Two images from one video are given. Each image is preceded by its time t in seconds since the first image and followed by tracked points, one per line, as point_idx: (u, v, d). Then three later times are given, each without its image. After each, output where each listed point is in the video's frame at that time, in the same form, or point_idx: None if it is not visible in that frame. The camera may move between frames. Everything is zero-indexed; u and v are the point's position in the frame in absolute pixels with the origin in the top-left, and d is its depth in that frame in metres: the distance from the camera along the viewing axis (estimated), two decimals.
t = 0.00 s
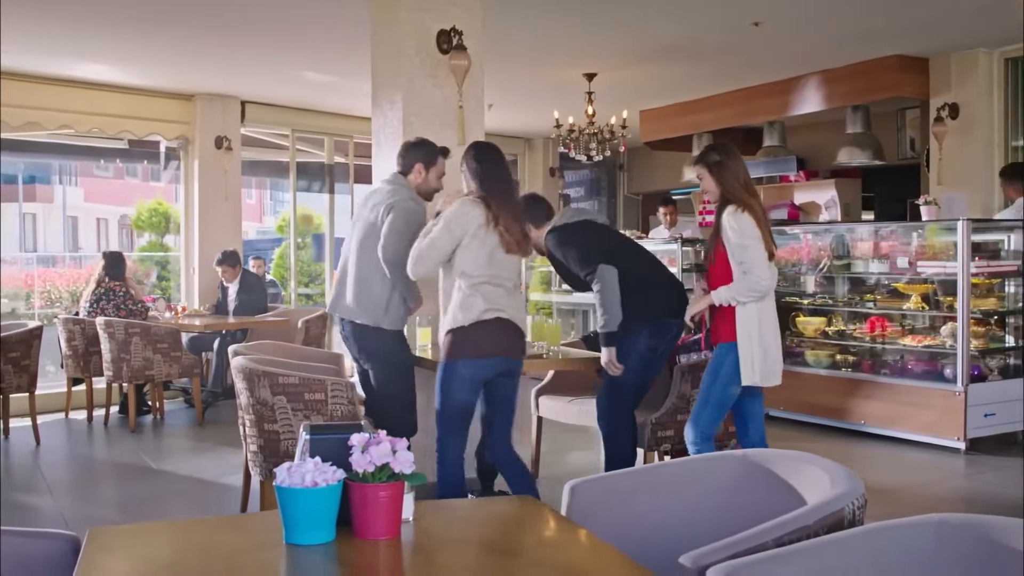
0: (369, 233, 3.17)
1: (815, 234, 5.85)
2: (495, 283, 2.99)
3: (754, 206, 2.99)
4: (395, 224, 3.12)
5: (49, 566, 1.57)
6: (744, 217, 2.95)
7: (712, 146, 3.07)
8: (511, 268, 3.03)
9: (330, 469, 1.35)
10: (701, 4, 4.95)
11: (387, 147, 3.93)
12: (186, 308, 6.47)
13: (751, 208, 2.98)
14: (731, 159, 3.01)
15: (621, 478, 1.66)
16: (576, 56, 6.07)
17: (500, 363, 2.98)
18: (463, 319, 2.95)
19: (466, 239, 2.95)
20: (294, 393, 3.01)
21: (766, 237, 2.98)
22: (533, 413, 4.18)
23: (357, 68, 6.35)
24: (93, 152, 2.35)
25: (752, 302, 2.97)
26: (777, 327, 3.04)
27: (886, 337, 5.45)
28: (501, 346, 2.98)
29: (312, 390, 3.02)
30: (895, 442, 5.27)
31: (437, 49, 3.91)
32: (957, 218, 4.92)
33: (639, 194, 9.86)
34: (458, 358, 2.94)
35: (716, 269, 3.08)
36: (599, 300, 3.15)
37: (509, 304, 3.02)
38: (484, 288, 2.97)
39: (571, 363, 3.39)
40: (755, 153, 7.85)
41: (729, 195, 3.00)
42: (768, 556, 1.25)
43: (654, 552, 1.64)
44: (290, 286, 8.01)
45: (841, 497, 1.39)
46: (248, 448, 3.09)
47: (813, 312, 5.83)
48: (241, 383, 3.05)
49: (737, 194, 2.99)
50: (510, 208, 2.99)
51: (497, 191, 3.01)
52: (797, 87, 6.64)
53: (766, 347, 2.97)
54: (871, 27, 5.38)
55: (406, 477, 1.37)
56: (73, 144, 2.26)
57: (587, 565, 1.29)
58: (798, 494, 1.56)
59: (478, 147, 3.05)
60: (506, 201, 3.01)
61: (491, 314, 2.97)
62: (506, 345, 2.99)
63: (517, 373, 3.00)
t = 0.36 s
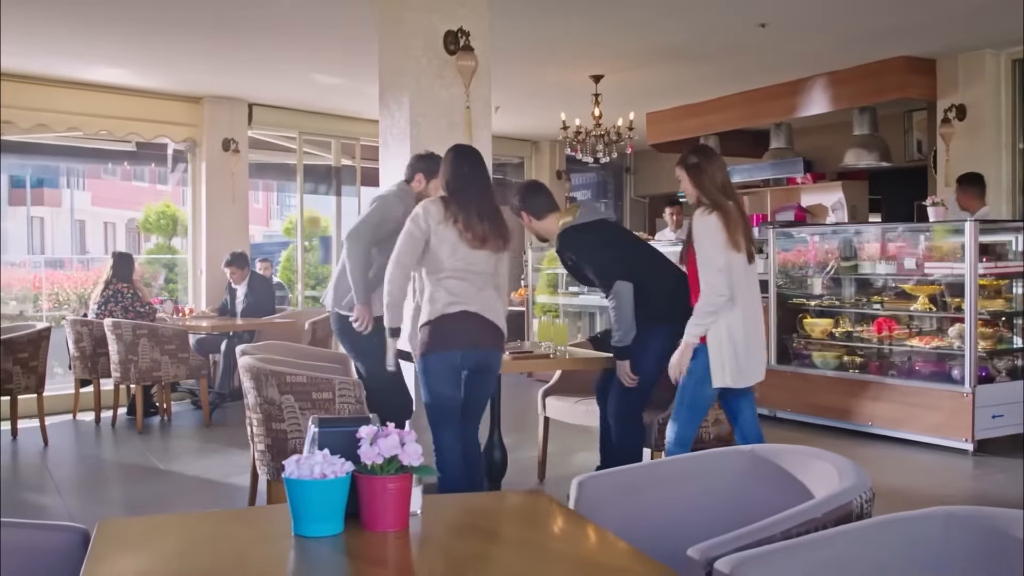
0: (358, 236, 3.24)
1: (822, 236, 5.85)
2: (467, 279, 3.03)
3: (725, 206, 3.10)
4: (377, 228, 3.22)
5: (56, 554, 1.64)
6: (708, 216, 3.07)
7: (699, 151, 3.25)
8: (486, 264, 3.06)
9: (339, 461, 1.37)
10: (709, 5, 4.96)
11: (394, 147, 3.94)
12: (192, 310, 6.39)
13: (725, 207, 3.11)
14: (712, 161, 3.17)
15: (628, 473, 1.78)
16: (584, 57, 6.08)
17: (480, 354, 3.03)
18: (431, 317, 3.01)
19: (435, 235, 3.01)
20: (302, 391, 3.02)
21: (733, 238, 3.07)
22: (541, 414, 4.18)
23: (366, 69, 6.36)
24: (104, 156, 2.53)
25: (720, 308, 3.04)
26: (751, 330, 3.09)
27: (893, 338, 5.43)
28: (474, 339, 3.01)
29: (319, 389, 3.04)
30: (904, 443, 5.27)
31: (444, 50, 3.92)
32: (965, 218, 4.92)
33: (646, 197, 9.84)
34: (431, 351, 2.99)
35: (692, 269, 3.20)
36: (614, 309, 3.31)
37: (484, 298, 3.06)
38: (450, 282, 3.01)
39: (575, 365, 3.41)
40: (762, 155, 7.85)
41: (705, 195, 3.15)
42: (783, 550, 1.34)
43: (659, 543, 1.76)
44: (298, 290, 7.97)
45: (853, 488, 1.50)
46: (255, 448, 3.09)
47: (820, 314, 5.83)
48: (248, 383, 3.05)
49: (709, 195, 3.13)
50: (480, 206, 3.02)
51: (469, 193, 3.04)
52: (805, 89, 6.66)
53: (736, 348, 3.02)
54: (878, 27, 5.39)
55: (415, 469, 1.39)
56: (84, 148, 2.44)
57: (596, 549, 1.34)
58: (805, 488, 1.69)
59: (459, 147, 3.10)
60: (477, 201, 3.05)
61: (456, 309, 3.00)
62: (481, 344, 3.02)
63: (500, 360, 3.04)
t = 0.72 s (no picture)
0: (363, 278, 3.15)
1: (825, 238, 5.86)
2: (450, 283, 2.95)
3: (678, 201, 2.99)
4: (384, 272, 3.12)
5: (60, 546, 1.65)
6: (658, 215, 2.97)
7: (666, 147, 3.14)
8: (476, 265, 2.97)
9: (344, 454, 1.38)
10: (713, 6, 4.96)
11: (399, 147, 3.95)
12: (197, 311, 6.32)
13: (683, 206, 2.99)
14: (676, 156, 3.03)
15: (634, 469, 1.82)
16: (588, 59, 6.08)
17: (468, 359, 3.00)
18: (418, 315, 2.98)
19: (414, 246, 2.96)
20: (307, 391, 3.02)
21: (682, 235, 2.96)
22: (545, 415, 4.18)
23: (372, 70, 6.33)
24: (108, 159, 2.54)
25: (668, 308, 3.00)
26: (709, 327, 3.05)
27: (896, 340, 5.44)
28: (455, 341, 2.98)
29: (324, 389, 3.03)
30: (907, 445, 5.27)
31: (449, 51, 3.92)
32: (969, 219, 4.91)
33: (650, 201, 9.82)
34: (422, 350, 2.98)
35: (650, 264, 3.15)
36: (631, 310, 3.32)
37: (472, 300, 2.98)
38: (430, 289, 2.95)
39: (581, 364, 3.37)
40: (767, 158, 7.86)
41: (665, 190, 3.01)
42: (784, 539, 1.40)
43: (661, 534, 1.81)
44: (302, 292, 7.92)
45: (858, 483, 1.57)
46: (261, 446, 3.10)
47: (824, 316, 5.83)
48: (254, 382, 3.07)
49: (664, 189, 3.01)
50: (458, 211, 2.89)
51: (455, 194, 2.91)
52: (808, 91, 6.66)
53: (688, 351, 3.01)
54: (883, 29, 5.39)
55: (419, 462, 1.41)
56: (86, 150, 2.45)
57: (602, 542, 1.34)
58: (810, 483, 1.76)
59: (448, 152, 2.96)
60: (465, 204, 2.92)
61: (433, 313, 2.97)
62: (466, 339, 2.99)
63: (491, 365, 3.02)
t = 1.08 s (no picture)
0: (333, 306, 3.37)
1: (821, 237, 5.88)
2: (420, 280, 3.44)
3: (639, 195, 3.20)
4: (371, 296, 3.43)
5: (57, 537, 1.73)
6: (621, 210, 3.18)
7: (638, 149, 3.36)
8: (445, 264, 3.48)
9: (341, 446, 1.39)
10: (709, 5, 4.98)
11: (396, 144, 3.95)
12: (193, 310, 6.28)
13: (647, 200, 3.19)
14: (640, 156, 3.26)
15: (625, 461, 1.85)
16: (584, 57, 6.09)
17: (418, 358, 3.43)
18: (391, 309, 3.42)
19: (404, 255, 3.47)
20: (303, 386, 3.03)
21: (644, 228, 3.16)
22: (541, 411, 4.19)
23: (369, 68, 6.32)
24: (104, 157, 2.53)
25: (635, 302, 3.16)
26: (676, 319, 3.21)
27: (892, 337, 5.45)
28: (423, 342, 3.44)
29: (321, 385, 3.04)
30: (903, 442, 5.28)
31: (446, 48, 3.93)
32: (964, 216, 4.93)
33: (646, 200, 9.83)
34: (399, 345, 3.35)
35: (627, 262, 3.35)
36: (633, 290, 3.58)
37: (431, 301, 3.45)
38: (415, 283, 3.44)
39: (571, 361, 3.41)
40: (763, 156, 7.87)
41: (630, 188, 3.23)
42: (780, 530, 1.43)
43: (657, 524, 1.86)
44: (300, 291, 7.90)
45: (855, 475, 1.60)
46: (257, 441, 3.13)
47: (820, 313, 5.84)
48: (250, 377, 3.08)
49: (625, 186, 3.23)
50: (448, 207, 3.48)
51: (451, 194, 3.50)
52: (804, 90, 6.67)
53: (654, 343, 3.16)
54: (878, 28, 5.40)
55: (416, 454, 1.41)
56: (84, 148, 2.43)
57: (599, 534, 1.35)
58: (805, 473, 1.82)
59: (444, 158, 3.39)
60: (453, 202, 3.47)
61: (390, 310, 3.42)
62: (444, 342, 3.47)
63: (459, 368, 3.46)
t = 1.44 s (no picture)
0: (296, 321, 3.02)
1: (800, 233, 5.88)
2: (367, 294, 2.93)
3: (608, 200, 3.17)
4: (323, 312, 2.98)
5: (34, 537, 1.73)
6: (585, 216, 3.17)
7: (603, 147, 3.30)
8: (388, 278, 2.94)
9: (321, 445, 1.38)
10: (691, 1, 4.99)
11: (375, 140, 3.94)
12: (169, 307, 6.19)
13: (613, 203, 3.17)
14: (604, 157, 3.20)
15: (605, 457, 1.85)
16: (566, 53, 6.09)
17: (369, 375, 2.95)
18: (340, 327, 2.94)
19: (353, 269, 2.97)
20: (283, 382, 3.02)
21: (610, 233, 3.15)
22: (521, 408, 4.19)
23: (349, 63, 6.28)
24: (82, 151, 2.50)
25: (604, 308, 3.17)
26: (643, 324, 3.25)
27: (870, 333, 5.44)
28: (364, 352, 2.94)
29: (300, 380, 3.02)
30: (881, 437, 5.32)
31: (426, 44, 3.93)
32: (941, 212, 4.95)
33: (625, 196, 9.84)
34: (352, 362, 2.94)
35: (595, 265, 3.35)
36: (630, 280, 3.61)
37: (374, 315, 2.94)
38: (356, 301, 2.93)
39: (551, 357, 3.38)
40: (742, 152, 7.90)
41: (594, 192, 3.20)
42: (765, 527, 1.43)
43: (636, 522, 1.87)
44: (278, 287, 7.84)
45: (833, 474, 1.61)
46: (236, 437, 3.13)
47: (799, 309, 5.87)
48: (229, 374, 3.07)
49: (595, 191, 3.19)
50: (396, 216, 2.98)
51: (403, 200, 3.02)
52: (784, 85, 6.69)
53: (623, 350, 3.19)
54: (858, 26, 5.44)
55: (397, 452, 1.41)
56: (62, 142, 2.41)
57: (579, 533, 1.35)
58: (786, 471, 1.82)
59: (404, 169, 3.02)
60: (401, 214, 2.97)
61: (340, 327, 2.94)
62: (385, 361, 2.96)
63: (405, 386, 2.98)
